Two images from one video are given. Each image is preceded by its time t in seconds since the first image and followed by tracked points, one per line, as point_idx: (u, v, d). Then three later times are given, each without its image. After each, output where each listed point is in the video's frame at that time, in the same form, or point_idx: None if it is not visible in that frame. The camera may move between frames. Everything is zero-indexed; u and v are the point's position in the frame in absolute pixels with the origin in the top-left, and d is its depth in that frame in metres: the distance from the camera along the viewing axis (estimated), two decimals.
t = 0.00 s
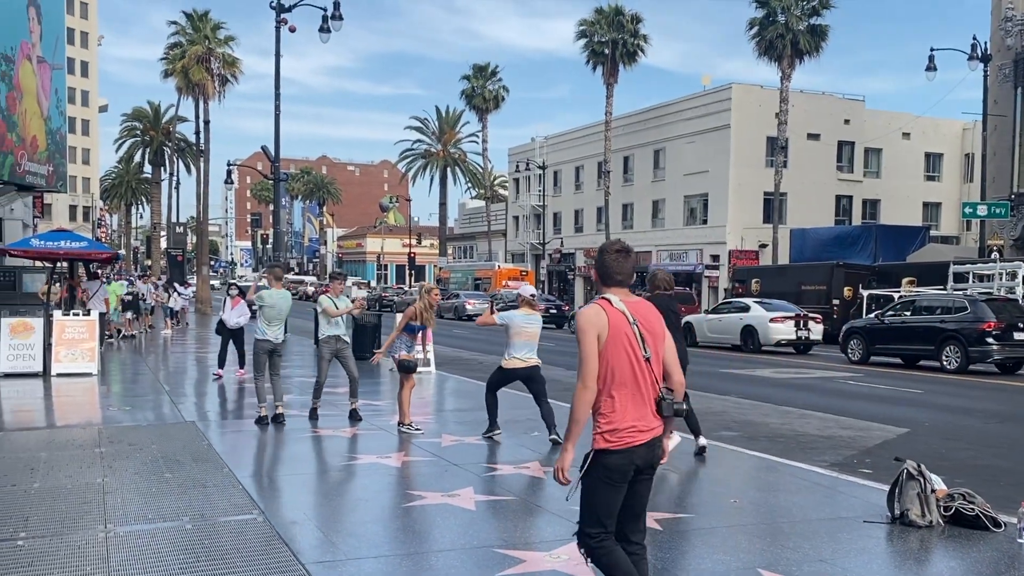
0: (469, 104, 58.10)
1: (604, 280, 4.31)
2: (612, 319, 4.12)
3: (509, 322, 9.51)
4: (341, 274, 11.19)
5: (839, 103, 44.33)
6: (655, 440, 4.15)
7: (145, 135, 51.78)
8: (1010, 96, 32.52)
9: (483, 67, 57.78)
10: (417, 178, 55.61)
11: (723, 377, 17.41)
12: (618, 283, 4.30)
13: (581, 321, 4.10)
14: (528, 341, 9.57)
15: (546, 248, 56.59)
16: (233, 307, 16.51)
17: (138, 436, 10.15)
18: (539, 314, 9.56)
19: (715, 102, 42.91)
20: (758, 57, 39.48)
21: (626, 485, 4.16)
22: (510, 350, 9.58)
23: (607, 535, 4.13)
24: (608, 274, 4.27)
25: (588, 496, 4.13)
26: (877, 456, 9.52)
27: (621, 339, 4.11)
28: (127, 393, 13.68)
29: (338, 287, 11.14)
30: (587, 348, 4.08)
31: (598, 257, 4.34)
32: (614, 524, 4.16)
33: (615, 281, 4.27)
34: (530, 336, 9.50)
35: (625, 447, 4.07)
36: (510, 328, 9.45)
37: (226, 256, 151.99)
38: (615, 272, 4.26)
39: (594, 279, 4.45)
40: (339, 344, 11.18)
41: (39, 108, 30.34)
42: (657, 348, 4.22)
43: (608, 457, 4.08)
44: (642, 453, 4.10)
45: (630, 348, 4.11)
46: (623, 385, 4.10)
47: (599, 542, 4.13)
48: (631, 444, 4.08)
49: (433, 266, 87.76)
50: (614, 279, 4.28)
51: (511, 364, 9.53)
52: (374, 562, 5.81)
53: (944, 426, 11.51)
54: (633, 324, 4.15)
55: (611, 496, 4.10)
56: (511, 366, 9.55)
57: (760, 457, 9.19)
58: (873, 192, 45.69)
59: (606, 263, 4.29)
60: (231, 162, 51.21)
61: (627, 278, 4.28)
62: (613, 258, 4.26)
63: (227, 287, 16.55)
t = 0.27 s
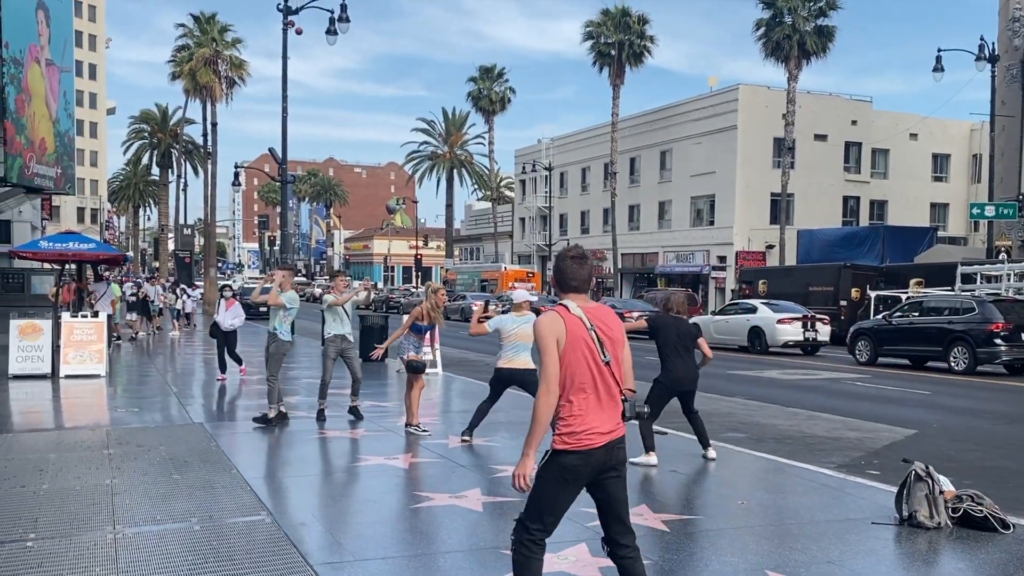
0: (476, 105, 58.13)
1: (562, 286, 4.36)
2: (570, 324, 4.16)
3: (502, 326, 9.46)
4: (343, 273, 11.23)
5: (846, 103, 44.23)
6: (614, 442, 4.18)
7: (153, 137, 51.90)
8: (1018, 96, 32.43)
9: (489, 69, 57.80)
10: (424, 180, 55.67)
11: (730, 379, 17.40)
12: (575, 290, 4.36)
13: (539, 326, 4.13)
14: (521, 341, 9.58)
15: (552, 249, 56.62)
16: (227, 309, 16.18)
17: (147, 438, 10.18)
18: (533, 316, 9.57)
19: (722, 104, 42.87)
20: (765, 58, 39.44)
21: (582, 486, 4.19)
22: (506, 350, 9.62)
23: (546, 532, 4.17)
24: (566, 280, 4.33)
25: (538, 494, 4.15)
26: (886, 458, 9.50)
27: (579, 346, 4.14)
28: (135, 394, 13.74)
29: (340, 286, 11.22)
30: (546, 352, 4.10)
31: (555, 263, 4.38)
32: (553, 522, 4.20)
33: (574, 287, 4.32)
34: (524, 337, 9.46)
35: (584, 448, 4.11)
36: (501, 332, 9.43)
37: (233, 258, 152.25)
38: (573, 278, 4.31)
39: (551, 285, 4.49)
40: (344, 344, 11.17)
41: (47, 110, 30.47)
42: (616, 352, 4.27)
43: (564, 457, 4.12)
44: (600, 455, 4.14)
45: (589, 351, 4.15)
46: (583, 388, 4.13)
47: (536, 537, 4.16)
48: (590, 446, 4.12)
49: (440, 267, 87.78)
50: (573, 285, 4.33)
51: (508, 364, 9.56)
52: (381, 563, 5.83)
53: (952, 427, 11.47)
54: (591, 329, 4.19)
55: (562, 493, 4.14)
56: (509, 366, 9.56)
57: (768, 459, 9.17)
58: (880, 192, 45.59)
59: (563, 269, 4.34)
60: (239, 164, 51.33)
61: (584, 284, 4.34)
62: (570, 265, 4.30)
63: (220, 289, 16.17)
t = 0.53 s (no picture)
0: (482, 107, 58.19)
1: (484, 296, 4.37)
2: (490, 336, 4.17)
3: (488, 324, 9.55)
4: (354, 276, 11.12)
5: (852, 104, 44.09)
6: (538, 448, 4.22)
7: (161, 139, 52.05)
8: None
9: (496, 70, 57.81)
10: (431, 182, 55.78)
11: (738, 380, 17.36)
12: (498, 300, 4.37)
13: (457, 339, 4.13)
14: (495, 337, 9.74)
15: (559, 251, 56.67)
16: (222, 310, 15.89)
17: (155, 439, 10.23)
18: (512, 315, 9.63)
19: (729, 105, 42.83)
20: (772, 59, 39.38)
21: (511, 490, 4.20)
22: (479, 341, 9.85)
23: (470, 537, 4.18)
24: (490, 289, 4.32)
25: (465, 501, 4.16)
26: (893, 459, 9.49)
27: (500, 356, 4.16)
28: (143, 396, 13.79)
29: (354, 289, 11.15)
30: (463, 365, 4.10)
31: (476, 273, 4.38)
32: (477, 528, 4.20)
33: (496, 297, 4.34)
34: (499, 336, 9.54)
35: (507, 455, 4.13)
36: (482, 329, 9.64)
37: (240, 260, 152.69)
38: (495, 288, 4.32)
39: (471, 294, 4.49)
40: (357, 344, 11.22)
41: (56, 113, 30.61)
42: (538, 361, 4.30)
43: (490, 464, 4.13)
44: (525, 462, 4.17)
45: (509, 362, 4.18)
46: (504, 397, 4.17)
47: (458, 543, 4.16)
48: (513, 452, 4.14)
49: (447, 269, 87.92)
50: (494, 296, 4.34)
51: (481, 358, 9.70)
52: (389, 563, 5.86)
53: (960, 428, 11.43)
54: (512, 340, 4.22)
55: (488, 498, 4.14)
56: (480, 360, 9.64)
57: (775, 461, 9.15)
58: (887, 193, 45.45)
59: (485, 279, 4.33)
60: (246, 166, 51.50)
61: (507, 293, 4.36)
62: (492, 274, 4.31)
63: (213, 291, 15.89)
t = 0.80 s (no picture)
0: (489, 109, 58.24)
1: (395, 283, 4.43)
2: (406, 322, 4.24)
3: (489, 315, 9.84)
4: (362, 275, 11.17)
5: (859, 105, 43.99)
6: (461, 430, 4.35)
7: (169, 142, 52.25)
8: None
9: (502, 72, 57.91)
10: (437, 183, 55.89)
11: (745, 382, 17.32)
12: (410, 285, 4.44)
13: (373, 327, 4.19)
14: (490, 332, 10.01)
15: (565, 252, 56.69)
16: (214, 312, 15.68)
17: (163, 440, 10.26)
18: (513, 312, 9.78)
19: (735, 106, 42.79)
20: (779, 60, 39.33)
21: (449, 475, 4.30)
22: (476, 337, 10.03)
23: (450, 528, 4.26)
24: (402, 275, 4.40)
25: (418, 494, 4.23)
26: (901, 461, 9.47)
27: (418, 342, 4.25)
28: (151, 397, 13.84)
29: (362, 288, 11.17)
30: (379, 354, 4.17)
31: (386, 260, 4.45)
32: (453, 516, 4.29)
33: (407, 283, 4.41)
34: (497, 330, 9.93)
35: (436, 439, 4.22)
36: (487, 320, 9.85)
37: (247, 262, 153.03)
38: (407, 274, 4.39)
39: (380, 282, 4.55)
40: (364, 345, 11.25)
41: (64, 115, 30.71)
42: (451, 345, 4.41)
43: (423, 450, 4.20)
44: (453, 443, 4.29)
45: (427, 348, 4.27)
46: (425, 383, 4.25)
47: (448, 537, 4.23)
48: (442, 435, 4.24)
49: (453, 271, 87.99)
50: (406, 281, 4.41)
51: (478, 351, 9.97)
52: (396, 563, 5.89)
53: (968, 430, 11.41)
54: (427, 325, 4.31)
55: (432, 486, 4.21)
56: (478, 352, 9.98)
57: (782, 463, 9.14)
58: (894, 194, 45.34)
59: (397, 266, 4.40)
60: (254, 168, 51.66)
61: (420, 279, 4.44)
62: (401, 261, 4.38)
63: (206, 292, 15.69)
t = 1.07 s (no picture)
0: (495, 110, 58.24)
1: (312, 291, 4.63)
2: (318, 328, 4.42)
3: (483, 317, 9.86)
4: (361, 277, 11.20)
5: (864, 106, 43.87)
6: (359, 441, 4.50)
7: (176, 144, 52.41)
8: None
9: (508, 73, 57.96)
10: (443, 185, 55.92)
11: (751, 382, 17.32)
12: (324, 295, 4.64)
13: (284, 331, 4.37)
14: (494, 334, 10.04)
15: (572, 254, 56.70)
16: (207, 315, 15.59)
17: (170, 442, 10.29)
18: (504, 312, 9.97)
19: (740, 108, 42.75)
20: (784, 61, 39.29)
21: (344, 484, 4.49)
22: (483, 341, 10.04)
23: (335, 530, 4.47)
24: (316, 284, 4.62)
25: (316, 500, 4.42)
26: (906, 462, 9.47)
27: (326, 350, 4.42)
28: (157, 399, 13.90)
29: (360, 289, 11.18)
30: (290, 359, 4.35)
31: (303, 268, 4.65)
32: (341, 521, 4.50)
33: (323, 292, 4.61)
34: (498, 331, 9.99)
35: (334, 450, 4.38)
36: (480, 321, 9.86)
37: (253, 263, 153.18)
38: (321, 283, 4.59)
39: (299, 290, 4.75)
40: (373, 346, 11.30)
41: (71, 117, 30.81)
42: (361, 353, 4.56)
43: (323, 459, 4.37)
44: (350, 454, 4.46)
45: (334, 356, 4.44)
46: (330, 390, 4.41)
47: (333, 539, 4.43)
48: (340, 447, 4.41)
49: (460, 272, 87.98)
50: (322, 290, 4.61)
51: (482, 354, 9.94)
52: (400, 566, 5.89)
53: (973, 431, 11.39)
54: (338, 334, 4.48)
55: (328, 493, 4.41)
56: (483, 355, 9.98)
57: (786, 463, 9.15)
58: (900, 195, 45.23)
59: (312, 275, 4.61)
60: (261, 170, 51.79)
61: (334, 289, 4.64)
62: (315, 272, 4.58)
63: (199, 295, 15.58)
